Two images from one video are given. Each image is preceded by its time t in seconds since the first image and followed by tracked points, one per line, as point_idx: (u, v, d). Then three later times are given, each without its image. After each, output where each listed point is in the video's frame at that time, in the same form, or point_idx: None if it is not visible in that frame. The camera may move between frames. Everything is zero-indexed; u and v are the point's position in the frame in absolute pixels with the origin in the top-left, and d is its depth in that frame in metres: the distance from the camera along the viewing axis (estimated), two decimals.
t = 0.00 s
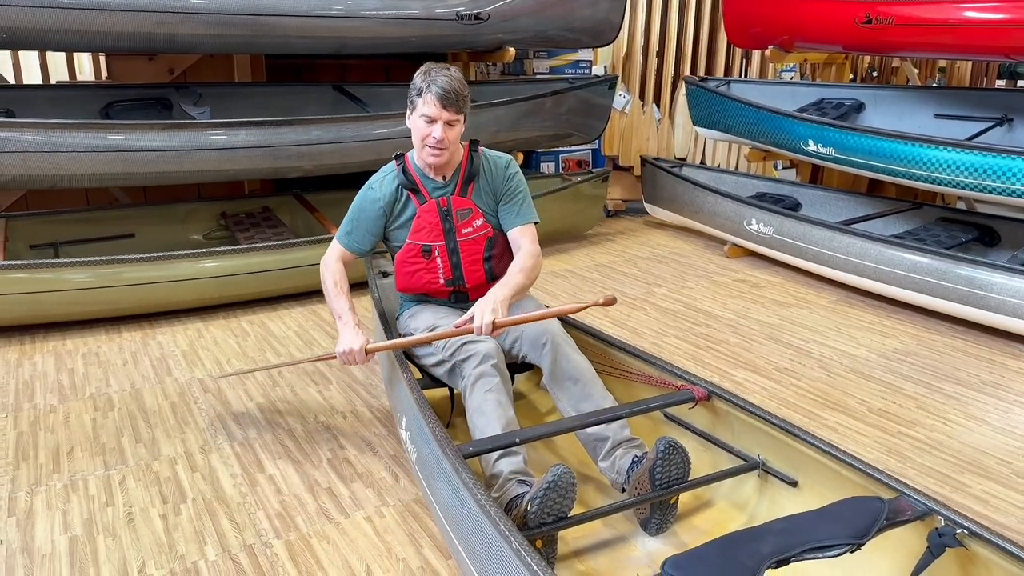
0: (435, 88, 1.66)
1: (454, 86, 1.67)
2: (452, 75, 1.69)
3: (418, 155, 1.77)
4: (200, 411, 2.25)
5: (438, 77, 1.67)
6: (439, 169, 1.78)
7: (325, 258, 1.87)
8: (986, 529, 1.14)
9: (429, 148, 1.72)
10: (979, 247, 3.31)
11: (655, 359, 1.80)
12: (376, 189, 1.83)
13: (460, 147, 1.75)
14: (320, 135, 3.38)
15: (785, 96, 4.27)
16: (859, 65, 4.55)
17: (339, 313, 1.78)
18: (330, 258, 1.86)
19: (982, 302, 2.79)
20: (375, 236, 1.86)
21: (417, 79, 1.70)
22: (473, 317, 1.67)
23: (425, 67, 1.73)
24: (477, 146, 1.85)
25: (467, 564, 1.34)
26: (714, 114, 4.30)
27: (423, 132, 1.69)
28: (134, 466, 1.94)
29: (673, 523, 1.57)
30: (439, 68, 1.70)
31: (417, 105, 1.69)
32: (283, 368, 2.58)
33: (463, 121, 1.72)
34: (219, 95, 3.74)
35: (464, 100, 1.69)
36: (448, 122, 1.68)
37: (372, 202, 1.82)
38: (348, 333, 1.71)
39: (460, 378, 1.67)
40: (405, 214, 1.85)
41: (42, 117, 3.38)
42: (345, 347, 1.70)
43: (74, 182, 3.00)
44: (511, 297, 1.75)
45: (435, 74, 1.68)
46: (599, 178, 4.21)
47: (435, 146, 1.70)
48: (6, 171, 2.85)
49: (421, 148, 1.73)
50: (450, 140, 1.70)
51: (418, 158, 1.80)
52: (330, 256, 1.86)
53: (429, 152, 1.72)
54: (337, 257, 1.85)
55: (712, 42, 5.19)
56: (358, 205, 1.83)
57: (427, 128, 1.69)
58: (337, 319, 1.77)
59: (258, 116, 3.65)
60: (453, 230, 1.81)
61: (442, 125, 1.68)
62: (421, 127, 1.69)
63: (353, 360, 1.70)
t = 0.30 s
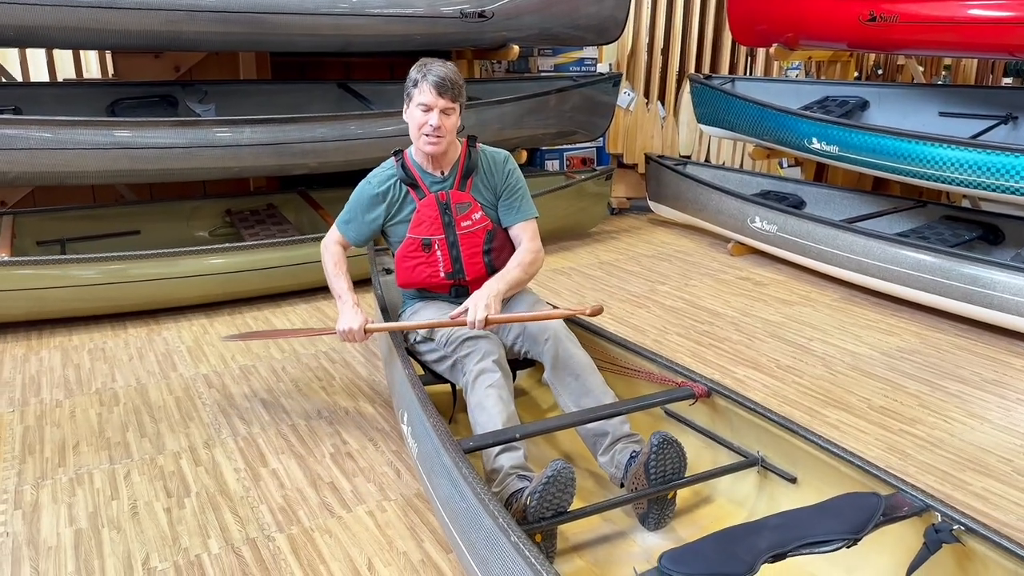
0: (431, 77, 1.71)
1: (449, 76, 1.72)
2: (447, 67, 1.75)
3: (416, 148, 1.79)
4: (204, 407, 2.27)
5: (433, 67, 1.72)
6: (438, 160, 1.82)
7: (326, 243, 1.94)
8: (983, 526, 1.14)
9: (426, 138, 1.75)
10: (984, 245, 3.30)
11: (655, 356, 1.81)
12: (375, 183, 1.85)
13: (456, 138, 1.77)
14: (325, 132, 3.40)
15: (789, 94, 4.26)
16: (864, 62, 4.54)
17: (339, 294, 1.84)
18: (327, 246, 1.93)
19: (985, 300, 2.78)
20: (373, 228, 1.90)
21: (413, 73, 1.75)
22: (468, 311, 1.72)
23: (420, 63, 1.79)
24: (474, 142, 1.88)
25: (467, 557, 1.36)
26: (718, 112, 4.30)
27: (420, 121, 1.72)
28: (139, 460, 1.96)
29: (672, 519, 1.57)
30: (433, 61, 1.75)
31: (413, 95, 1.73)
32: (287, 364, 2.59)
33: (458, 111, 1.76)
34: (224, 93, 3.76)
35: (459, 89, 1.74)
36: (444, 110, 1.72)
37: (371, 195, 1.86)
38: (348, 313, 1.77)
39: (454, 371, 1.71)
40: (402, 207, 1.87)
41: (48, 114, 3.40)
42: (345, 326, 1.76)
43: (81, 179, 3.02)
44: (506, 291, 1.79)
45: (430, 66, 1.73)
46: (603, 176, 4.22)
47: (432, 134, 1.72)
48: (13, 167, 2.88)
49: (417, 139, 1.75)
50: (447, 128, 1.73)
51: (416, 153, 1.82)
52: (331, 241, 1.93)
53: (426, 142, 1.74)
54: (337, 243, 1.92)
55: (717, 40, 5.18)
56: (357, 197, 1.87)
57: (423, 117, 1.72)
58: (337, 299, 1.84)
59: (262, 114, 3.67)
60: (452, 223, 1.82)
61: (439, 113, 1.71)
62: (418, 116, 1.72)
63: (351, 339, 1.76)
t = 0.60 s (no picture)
0: (436, 62, 1.75)
1: (454, 63, 1.77)
2: (451, 56, 1.80)
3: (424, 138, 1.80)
4: (216, 399, 2.29)
5: (439, 56, 1.77)
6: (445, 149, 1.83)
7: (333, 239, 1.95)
8: (987, 523, 1.14)
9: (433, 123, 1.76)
10: (997, 242, 3.27)
11: (663, 351, 1.81)
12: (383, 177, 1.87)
13: (463, 123, 1.78)
14: (336, 128, 3.41)
15: (800, 90, 4.25)
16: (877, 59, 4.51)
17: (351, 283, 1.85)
18: (334, 239, 1.94)
19: (997, 298, 2.76)
20: (381, 222, 1.91)
21: (419, 65, 1.80)
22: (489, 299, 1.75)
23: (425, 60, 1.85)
24: (481, 136, 1.89)
25: (473, 549, 1.37)
26: (729, 108, 4.28)
27: (427, 106, 1.75)
28: (151, 451, 1.99)
29: (677, 514, 1.58)
30: (438, 53, 1.81)
31: (420, 84, 1.76)
32: (298, 358, 2.62)
33: (464, 97, 1.78)
34: (237, 89, 3.79)
35: (464, 75, 1.78)
36: (450, 92, 1.74)
37: (379, 189, 1.87)
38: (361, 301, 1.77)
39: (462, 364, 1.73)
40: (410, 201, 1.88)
41: (64, 109, 3.44)
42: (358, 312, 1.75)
43: (95, 174, 3.05)
44: (524, 279, 1.83)
45: (435, 56, 1.78)
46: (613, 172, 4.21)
47: (439, 116, 1.73)
48: (29, 162, 2.91)
49: (424, 125, 1.76)
50: (454, 110, 1.75)
51: (425, 147, 1.84)
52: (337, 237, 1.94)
53: (433, 127, 1.74)
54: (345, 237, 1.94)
55: (729, 35, 5.16)
56: (365, 190, 1.88)
57: (430, 100, 1.74)
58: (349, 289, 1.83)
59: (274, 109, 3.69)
60: (461, 215, 1.83)
61: (445, 95, 1.74)
62: (424, 101, 1.75)
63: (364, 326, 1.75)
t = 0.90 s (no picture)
0: (447, 62, 1.77)
1: (464, 61, 1.78)
2: (461, 54, 1.81)
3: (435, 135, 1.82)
4: (227, 393, 2.32)
5: (449, 54, 1.78)
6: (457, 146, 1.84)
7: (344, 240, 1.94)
8: (991, 521, 1.14)
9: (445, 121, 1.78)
10: (1009, 241, 3.25)
11: (670, 348, 1.82)
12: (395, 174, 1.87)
13: (474, 121, 1.80)
14: (347, 125, 3.43)
15: (811, 88, 4.24)
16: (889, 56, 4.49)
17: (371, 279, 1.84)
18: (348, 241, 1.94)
19: (1008, 297, 2.75)
20: (393, 220, 1.92)
21: (430, 62, 1.80)
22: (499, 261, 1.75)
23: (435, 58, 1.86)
24: (492, 133, 1.90)
25: (478, 542, 1.38)
26: (740, 105, 4.27)
27: (438, 104, 1.76)
28: (163, 444, 2.01)
29: (682, 510, 1.59)
30: (449, 51, 1.81)
31: (431, 81, 1.78)
32: (308, 353, 2.64)
33: (475, 95, 1.80)
34: (249, 86, 3.82)
35: (475, 73, 1.79)
36: (461, 90, 1.76)
37: (392, 185, 1.87)
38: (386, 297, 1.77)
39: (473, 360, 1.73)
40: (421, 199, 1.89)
41: (79, 106, 3.48)
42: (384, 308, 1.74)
43: (109, 170, 3.09)
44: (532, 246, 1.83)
45: (446, 54, 1.80)
46: (623, 170, 4.21)
47: (450, 115, 1.75)
48: (45, 159, 2.95)
49: (435, 122, 1.78)
50: (465, 109, 1.76)
51: (437, 144, 1.86)
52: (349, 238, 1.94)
53: (445, 125, 1.76)
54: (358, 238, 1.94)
55: (740, 33, 5.14)
56: (377, 188, 1.88)
57: (440, 99, 1.75)
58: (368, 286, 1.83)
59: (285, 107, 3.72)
60: (473, 211, 1.84)
61: (456, 93, 1.75)
62: (435, 99, 1.76)
63: (389, 322, 1.74)
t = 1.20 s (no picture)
0: (467, 74, 1.73)
1: (485, 72, 1.74)
2: (483, 62, 1.76)
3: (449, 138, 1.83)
4: (237, 390, 2.34)
5: (471, 63, 1.74)
6: (471, 151, 1.85)
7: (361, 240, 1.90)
8: (995, 521, 1.14)
9: (460, 131, 1.79)
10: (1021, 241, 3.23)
11: (677, 347, 1.82)
12: (407, 172, 1.88)
13: (490, 130, 1.81)
14: (357, 124, 3.45)
15: (822, 87, 4.22)
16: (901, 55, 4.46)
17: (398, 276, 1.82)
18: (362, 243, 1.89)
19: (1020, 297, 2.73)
20: (404, 218, 1.93)
21: (449, 66, 1.77)
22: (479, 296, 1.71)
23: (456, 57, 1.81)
24: (503, 131, 1.92)
25: (484, 538, 1.39)
26: (750, 104, 4.26)
27: (455, 116, 1.76)
28: (173, 439, 2.04)
29: (688, 509, 1.59)
30: (470, 55, 1.77)
31: (450, 89, 1.75)
32: (317, 350, 2.66)
33: (493, 106, 1.78)
34: (261, 86, 3.84)
35: (494, 85, 1.77)
36: (478, 106, 1.75)
37: (405, 183, 1.88)
38: (417, 292, 1.75)
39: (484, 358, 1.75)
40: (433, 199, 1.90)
41: (93, 106, 3.52)
42: (416, 303, 1.72)
43: (123, 169, 3.12)
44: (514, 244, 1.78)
45: (467, 61, 1.75)
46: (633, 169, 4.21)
47: (466, 129, 1.77)
48: (59, 158, 2.98)
49: (452, 131, 1.79)
50: (480, 123, 1.77)
51: (448, 142, 1.86)
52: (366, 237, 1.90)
53: (461, 135, 1.79)
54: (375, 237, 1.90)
55: (751, 31, 5.13)
56: (390, 186, 1.88)
57: (459, 112, 1.74)
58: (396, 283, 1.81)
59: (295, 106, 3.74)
60: (481, 210, 1.85)
61: (473, 108, 1.74)
62: (453, 111, 1.75)
63: (420, 318, 1.73)
